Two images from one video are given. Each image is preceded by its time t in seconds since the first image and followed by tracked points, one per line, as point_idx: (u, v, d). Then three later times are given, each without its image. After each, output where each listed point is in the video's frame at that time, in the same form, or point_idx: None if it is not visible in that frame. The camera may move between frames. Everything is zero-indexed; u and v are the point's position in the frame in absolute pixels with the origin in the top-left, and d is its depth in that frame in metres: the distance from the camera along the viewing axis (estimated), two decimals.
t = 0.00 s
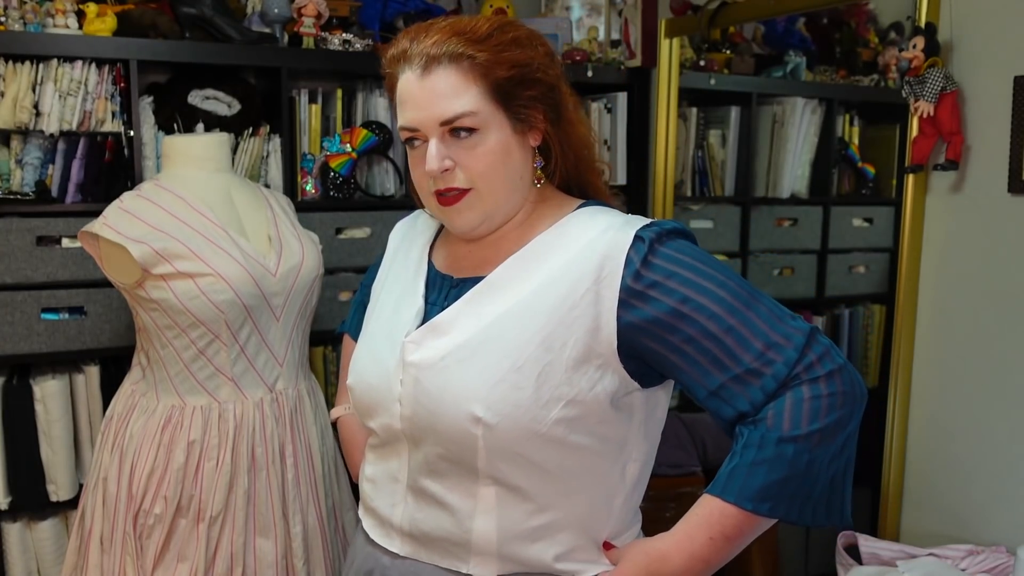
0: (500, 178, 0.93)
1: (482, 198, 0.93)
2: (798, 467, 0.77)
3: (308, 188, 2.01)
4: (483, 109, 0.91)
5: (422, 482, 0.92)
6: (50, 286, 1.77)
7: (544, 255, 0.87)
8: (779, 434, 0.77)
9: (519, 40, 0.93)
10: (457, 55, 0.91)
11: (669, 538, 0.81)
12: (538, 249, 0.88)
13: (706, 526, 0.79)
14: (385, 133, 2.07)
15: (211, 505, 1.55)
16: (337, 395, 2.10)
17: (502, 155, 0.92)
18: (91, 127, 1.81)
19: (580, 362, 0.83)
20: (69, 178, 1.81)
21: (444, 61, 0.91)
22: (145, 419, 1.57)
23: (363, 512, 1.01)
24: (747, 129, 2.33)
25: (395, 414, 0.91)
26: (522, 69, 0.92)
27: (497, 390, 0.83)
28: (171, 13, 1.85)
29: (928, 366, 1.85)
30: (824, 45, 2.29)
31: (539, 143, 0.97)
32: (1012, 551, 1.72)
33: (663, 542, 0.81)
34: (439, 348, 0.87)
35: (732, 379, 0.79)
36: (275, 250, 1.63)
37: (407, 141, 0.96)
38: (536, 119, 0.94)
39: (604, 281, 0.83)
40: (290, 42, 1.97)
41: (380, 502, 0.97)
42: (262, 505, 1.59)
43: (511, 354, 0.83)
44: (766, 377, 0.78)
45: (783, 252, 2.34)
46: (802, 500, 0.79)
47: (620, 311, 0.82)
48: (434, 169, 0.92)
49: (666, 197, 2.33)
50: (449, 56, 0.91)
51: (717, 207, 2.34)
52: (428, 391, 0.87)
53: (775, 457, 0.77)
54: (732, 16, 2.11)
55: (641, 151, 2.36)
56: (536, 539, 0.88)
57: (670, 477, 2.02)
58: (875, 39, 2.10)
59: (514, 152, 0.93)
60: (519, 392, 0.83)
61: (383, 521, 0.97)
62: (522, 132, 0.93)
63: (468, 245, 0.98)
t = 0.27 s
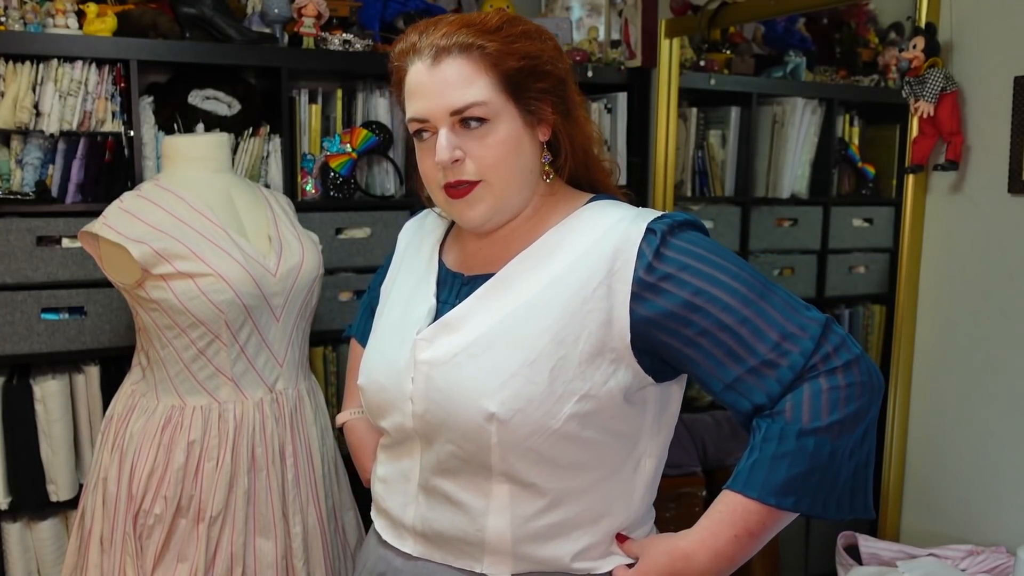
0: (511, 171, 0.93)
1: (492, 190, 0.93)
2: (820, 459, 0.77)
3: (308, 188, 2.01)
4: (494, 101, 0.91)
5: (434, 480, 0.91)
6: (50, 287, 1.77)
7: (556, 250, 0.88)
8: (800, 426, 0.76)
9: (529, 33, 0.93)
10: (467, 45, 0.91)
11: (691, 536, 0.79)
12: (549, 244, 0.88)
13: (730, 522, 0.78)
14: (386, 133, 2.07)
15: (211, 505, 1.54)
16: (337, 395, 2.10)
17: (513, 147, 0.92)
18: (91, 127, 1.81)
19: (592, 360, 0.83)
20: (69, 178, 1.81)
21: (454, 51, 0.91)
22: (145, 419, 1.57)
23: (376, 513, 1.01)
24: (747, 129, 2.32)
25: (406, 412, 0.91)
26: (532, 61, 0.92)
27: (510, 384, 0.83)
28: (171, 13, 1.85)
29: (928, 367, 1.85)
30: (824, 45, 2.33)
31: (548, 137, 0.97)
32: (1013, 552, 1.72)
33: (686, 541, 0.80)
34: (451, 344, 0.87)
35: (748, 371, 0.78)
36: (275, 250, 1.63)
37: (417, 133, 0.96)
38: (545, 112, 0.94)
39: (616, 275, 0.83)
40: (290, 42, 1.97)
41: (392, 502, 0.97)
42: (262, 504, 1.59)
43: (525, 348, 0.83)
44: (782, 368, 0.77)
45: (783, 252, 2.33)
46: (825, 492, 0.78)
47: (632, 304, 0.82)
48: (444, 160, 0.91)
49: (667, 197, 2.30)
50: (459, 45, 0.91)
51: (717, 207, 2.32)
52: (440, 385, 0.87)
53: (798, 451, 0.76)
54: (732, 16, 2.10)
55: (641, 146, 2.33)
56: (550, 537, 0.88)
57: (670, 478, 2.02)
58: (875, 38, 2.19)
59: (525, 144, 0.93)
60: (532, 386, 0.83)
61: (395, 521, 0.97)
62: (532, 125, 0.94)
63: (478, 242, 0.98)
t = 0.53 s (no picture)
0: (527, 167, 0.93)
1: (510, 187, 0.93)
2: (829, 460, 0.76)
3: (308, 188, 2.01)
4: (509, 97, 0.91)
5: (446, 481, 0.92)
6: (50, 287, 1.77)
7: (571, 249, 0.88)
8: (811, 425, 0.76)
9: (543, 30, 0.94)
10: (482, 42, 0.91)
11: (694, 531, 0.79)
12: (561, 243, 0.89)
13: (733, 518, 0.77)
14: (385, 133, 2.07)
15: (211, 505, 1.55)
16: (337, 395, 2.10)
17: (529, 143, 0.92)
18: (91, 127, 1.81)
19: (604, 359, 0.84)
20: (68, 178, 1.81)
21: (469, 48, 0.92)
22: (145, 419, 1.57)
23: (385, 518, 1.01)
24: (747, 130, 2.32)
25: (418, 410, 0.91)
26: (546, 57, 0.92)
27: (523, 381, 0.83)
28: (171, 13, 1.85)
29: (928, 367, 1.85)
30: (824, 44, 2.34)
31: (561, 135, 0.97)
32: (1012, 551, 1.72)
33: (688, 536, 0.79)
34: (464, 340, 0.88)
35: (762, 372, 0.78)
36: (275, 250, 1.63)
37: (431, 133, 0.96)
38: (559, 108, 0.94)
39: (631, 272, 0.83)
40: (290, 42, 1.97)
41: (404, 504, 0.97)
42: (262, 504, 1.59)
43: (537, 344, 0.84)
44: (797, 369, 0.77)
45: (783, 252, 2.32)
46: (833, 495, 0.77)
47: (648, 303, 0.82)
48: (461, 158, 0.91)
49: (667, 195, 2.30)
50: (474, 42, 0.91)
51: (718, 207, 2.32)
52: (452, 382, 0.87)
53: (808, 449, 0.75)
54: (731, 16, 2.10)
55: (642, 144, 2.33)
56: (564, 539, 0.87)
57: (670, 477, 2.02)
58: (875, 39, 2.20)
59: (541, 140, 0.93)
60: (544, 383, 0.83)
61: (406, 524, 0.97)
62: (547, 121, 0.94)
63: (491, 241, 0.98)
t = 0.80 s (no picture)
0: (538, 171, 0.93)
1: (520, 191, 0.92)
2: (839, 466, 0.76)
3: (308, 188, 2.01)
4: (520, 99, 0.90)
5: (461, 486, 0.91)
6: (50, 287, 1.77)
7: (586, 252, 0.88)
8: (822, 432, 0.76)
9: (553, 31, 0.93)
10: (493, 43, 0.90)
11: (702, 533, 0.79)
12: (573, 247, 0.90)
13: (742, 519, 0.77)
14: (385, 133, 2.07)
15: (211, 505, 1.55)
16: (337, 395, 2.10)
17: (539, 147, 0.92)
18: (91, 127, 1.81)
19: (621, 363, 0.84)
20: (68, 178, 1.81)
21: (479, 49, 0.91)
22: (145, 419, 1.57)
23: (395, 524, 1.00)
24: (747, 129, 2.32)
25: (433, 415, 0.91)
26: (557, 59, 0.92)
27: (542, 386, 0.83)
28: (171, 13, 1.85)
29: (928, 367, 1.85)
30: (823, 45, 2.34)
31: (570, 137, 0.97)
32: (1013, 552, 1.72)
33: (696, 537, 0.79)
34: (479, 345, 0.88)
35: (775, 380, 0.78)
36: (275, 250, 1.63)
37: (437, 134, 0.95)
38: (569, 111, 0.94)
39: (649, 273, 0.83)
40: (290, 42, 1.97)
41: (415, 509, 0.96)
42: (262, 504, 1.60)
43: (556, 348, 0.84)
44: (809, 379, 0.77)
45: (783, 252, 2.32)
46: (841, 502, 0.77)
47: (665, 307, 0.82)
48: (470, 161, 0.90)
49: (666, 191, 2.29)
50: (484, 43, 0.91)
51: (718, 207, 2.32)
52: (469, 387, 0.87)
53: (820, 454, 0.76)
54: (730, 17, 2.10)
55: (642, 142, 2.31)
56: (582, 543, 0.87)
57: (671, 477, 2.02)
58: (876, 38, 2.24)
59: (550, 144, 0.93)
60: (564, 387, 0.83)
61: (419, 530, 0.96)
62: (556, 124, 0.94)
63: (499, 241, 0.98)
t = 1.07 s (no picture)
0: (567, 142, 0.93)
1: (547, 157, 0.92)
2: (834, 480, 0.76)
3: (308, 188, 2.01)
4: (568, 68, 0.95)
5: (467, 493, 0.89)
6: (51, 287, 1.77)
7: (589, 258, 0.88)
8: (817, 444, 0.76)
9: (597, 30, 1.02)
10: (549, 13, 0.96)
11: (694, 540, 0.79)
12: (578, 251, 0.90)
13: (735, 526, 0.77)
14: (385, 133, 2.07)
15: (211, 505, 1.55)
16: (337, 395, 2.10)
17: (572, 119, 0.94)
18: (91, 127, 1.81)
19: (631, 366, 0.84)
20: (68, 178, 1.81)
21: (538, 15, 0.96)
22: (145, 419, 1.57)
23: (396, 532, 0.98)
24: (747, 129, 2.32)
25: (438, 422, 0.89)
26: (599, 49, 0.99)
27: (550, 391, 0.82)
28: (171, 13, 1.85)
29: (928, 367, 1.85)
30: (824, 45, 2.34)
31: (592, 131, 1.01)
32: (1012, 552, 1.72)
33: (688, 544, 0.79)
34: (485, 350, 0.87)
35: (773, 392, 0.79)
36: (275, 250, 1.63)
37: (476, 86, 0.96)
38: (599, 103, 1.00)
39: (655, 278, 0.83)
40: (290, 42, 1.97)
41: (418, 516, 0.94)
42: (262, 504, 1.59)
43: (563, 354, 0.83)
44: (807, 392, 0.77)
45: (782, 252, 2.33)
46: (834, 517, 0.77)
47: (670, 313, 0.82)
48: (512, 109, 0.91)
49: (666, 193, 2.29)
50: (543, 11, 0.96)
51: (718, 207, 2.33)
52: (476, 392, 0.86)
53: (815, 466, 0.76)
54: (731, 17, 2.09)
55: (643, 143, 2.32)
56: (589, 547, 0.86)
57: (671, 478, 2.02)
58: (875, 39, 2.19)
59: (579, 123, 0.96)
60: (572, 393, 0.82)
61: (422, 538, 0.94)
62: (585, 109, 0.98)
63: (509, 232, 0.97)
